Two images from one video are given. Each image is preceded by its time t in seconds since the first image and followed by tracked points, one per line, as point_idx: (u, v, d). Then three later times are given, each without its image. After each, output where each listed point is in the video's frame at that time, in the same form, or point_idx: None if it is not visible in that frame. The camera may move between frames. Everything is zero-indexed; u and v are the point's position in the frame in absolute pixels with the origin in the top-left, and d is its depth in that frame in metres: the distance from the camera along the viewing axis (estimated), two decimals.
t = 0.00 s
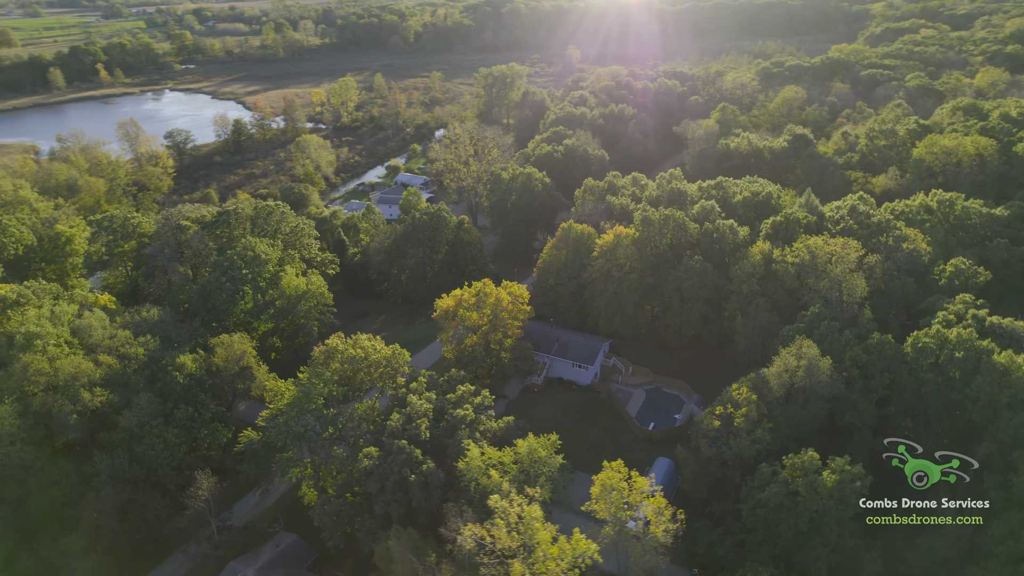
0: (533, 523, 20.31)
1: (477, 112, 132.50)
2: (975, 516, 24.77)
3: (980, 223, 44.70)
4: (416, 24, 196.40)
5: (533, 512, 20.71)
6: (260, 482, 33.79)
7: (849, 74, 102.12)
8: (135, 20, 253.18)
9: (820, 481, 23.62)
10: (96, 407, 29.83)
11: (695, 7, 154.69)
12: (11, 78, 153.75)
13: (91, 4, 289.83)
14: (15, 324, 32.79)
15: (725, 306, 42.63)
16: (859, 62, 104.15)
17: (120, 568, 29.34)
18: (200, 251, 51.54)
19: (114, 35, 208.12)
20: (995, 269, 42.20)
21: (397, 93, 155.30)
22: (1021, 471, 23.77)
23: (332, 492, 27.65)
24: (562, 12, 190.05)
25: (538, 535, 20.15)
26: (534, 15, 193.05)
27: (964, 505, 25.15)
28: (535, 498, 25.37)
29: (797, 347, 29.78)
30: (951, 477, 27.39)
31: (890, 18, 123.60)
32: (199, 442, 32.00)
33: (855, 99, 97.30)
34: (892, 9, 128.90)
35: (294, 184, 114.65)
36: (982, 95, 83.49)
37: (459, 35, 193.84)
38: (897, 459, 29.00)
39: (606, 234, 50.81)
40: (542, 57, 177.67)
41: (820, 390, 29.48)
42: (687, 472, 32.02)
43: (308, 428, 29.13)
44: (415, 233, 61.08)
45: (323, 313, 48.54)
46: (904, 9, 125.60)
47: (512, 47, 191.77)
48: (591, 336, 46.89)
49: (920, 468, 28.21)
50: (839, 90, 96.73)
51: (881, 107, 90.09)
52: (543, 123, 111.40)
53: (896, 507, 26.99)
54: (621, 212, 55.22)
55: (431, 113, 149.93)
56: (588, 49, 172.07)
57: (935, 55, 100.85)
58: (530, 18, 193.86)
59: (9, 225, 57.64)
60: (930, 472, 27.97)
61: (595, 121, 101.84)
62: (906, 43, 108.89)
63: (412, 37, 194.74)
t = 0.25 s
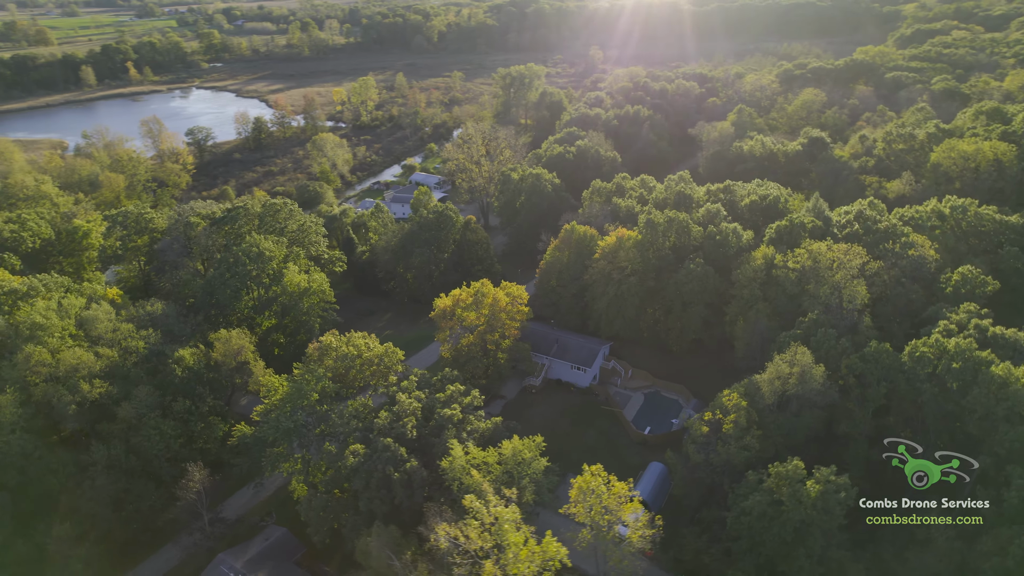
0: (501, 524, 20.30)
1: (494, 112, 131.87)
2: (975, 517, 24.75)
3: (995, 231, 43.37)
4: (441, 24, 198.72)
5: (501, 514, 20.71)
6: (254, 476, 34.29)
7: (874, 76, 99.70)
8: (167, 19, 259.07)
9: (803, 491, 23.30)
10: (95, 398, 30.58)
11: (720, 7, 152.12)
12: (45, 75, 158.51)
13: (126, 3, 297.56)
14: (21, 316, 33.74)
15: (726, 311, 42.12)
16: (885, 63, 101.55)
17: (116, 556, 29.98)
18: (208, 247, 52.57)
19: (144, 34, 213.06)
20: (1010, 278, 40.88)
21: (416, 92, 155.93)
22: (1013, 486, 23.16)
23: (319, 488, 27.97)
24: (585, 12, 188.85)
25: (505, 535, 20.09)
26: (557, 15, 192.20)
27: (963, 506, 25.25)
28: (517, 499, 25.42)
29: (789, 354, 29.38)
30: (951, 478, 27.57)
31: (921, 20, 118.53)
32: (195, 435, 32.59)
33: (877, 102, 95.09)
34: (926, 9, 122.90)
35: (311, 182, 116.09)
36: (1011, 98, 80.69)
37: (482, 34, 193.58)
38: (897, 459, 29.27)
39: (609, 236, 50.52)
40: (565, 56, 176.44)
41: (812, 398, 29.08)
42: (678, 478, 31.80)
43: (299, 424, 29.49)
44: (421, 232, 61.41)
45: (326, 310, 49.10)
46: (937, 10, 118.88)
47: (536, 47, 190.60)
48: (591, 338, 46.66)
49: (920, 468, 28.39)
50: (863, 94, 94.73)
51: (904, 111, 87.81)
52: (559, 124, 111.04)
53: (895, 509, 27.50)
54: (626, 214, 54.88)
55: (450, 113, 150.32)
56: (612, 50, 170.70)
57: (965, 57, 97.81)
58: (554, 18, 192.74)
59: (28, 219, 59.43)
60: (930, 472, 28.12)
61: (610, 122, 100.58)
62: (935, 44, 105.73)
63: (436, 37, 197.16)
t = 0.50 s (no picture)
0: (472, 527, 20.21)
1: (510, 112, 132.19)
2: (977, 519, 24.91)
3: (1009, 238, 42.13)
4: (465, 23, 196.98)
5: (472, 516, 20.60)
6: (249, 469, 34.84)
7: (898, 79, 97.55)
8: (196, 19, 264.12)
9: (785, 500, 22.83)
10: (96, 390, 31.31)
11: (746, 8, 149.38)
12: (77, 73, 162.82)
13: (158, 3, 304.16)
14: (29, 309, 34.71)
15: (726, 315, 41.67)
16: (911, 66, 99.31)
17: (112, 544, 30.64)
18: (216, 243, 53.62)
19: (173, 33, 217.48)
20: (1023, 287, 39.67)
21: (434, 91, 156.60)
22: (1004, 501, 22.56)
23: (308, 483, 28.34)
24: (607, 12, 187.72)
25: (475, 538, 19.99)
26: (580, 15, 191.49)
27: (966, 508, 25.34)
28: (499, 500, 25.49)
29: (781, 360, 29.00)
30: (951, 478, 27.10)
31: (954, 20, 116.21)
32: (192, 428, 33.15)
33: (899, 105, 92.89)
34: (958, 10, 120.46)
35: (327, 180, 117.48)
36: None
37: (505, 34, 192.55)
38: (897, 459, 28.55)
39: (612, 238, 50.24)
40: (588, 56, 174.92)
41: (803, 405, 28.69)
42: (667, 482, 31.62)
43: (290, 419, 29.89)
44: (427, 232, 61.74)
45: (329, 307, 49.75)
46: (971, 10, 116.22)
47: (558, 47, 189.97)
48: (591, 340, 46.48)
49: (919, 468, 27.75)
50: (885, 96, 92.65)
51: (927, 114, 85.75)
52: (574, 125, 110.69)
53: (895, 508, 27.94)
54: (631, 216, 54.55)
55: (468, 113, 150.74)
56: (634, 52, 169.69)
57: (994, 60, 95.19)
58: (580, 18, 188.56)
59: (46, 214, 60.93)
60: (929, 471, 27.60)
61: (624, 124, 99.58)
62: (963, 47, 103.04)
63: (459, 37, 195.59)
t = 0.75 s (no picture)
0: (446, 527, 20.30)
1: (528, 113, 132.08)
2: (976, 517, 23.79)
3: None
4: (488, 23, 195.89)
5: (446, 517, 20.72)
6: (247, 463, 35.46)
7: (923, 81, 95.10)
8: (225, 18, 268.93)
9: (766, 511, 22.51)
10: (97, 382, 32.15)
11: (773, 9, 146.63)
12: (107, 72, 167.02)
13: (190, 3, 310.56)
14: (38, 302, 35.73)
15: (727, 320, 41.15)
16: (938, 68, 96.67)
17: (110, 533, 31.41)
18: (225, 240, 54.86)
19: (201, 32, 221.70)
20: None
21: (453, 91, 156.83)
22: (991, 516, 22.02)
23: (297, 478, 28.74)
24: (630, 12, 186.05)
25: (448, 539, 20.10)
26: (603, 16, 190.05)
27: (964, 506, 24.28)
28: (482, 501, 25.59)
29: (773, 367, 28.63)
30: (951, 478, 26.17)
31: (986, 21, 112.59)
32: (191, 421, 33.83)
33: (923, 108, 90.60)
34: (992, 11, 116.68)
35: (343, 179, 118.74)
36: None
37: (528, 34, 191.28)
38: (897, 458, 28.14)
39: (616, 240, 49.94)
40: (611, 57, 173.33)
41: (794, 413, 28.29)
42: (656, 487, 31.54)
43: (282, 415, 30.35)
44: (434, 232, 62.10)
45: (332, 305, 50.41)
46: (1006, 11, 111.52)
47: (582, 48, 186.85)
48: (591, 343, 46.20)
49: (919, 467, 27.02)
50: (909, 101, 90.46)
51: (951, 118, 83.40)
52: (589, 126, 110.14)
53: (895, 508, 27.91)
54: (635, 218, 54.19)
55: (486, 113, 150.83)
56: (657, 52, 167.69)
57: None
58: (604, 19, 184.84)
59: (64, 209, 62.29)
60: (930, 471, 26.81)
61: (638, 126, 98.75)
62: (994, 49, 99.95)
63: (482, 37, 194.88)
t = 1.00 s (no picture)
0: (422, 524, 20.42)
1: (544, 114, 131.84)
2: (976, 515, 23.13)
3: None
4: (511, 24, 196.09)
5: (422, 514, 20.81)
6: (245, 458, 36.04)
7: (949, 85, 92.76)
8: (252, 19, 273.35)
9: (747, 518, 22.22)
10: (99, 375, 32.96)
11: (800, 10, 143.84)
12: (136, 71, 171.03)
13: (219, 3, 316.48)
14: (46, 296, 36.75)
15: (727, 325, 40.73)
16: (964, 71, 94.23)
17: (109, 522, 32.19)
18: (234, 236, 55.84)
19: (227, 33, 225.72)
20: None
21: (471, 92, 156.90)
22: (977, 530, 21.57)
23: (288, 473, 29.16)
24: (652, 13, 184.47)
25: (422, 536, 20.17)
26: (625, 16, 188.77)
27: (963, 505, 23.61)
28: (465, 501, 25.70)
29: (764, 373, 28.28)
30: (950, 478, 25.13)
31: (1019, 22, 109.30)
32: (190, 414, 34.47)
33: (946, 112, 88.31)
34: None
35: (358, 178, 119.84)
36: None
37: (550, 36, 189.98)
38: (897, 458, 27.09)
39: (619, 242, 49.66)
40: (633, 58, 171.73)
41: (784, 420, 27.94)
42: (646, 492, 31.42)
43: (276, 411, 30.79)
44: (440, 232, 62.42)
45: (335, 303, 51.05)
46: None
47: (604, 50, 183.38)
48: (591, 345, 46.02)
49: (918, 467, 26.02)
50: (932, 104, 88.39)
51: (976, 122, 81.23)
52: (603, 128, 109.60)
53: (895, 508, 27.73)
54: (640, 220, 53.82)
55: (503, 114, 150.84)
56: (678, 54, 165.95)
57: None
58: (628, 20, 180.41)
59: (81, 204, 63.65)
60: (929, 470, 25.77)
61: (652, 128, 97.99)
62: None
63: (504, 39, 194.71)
